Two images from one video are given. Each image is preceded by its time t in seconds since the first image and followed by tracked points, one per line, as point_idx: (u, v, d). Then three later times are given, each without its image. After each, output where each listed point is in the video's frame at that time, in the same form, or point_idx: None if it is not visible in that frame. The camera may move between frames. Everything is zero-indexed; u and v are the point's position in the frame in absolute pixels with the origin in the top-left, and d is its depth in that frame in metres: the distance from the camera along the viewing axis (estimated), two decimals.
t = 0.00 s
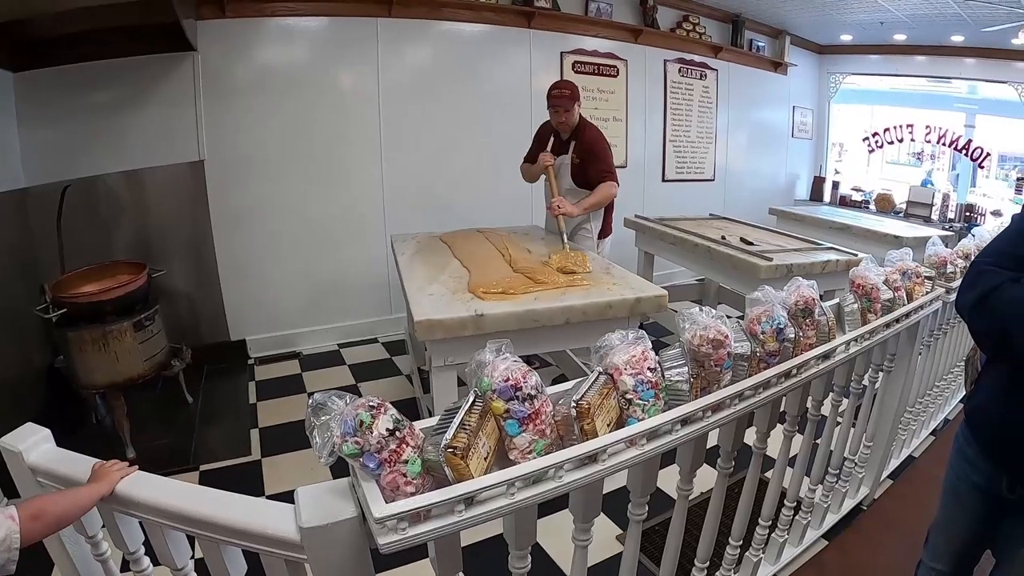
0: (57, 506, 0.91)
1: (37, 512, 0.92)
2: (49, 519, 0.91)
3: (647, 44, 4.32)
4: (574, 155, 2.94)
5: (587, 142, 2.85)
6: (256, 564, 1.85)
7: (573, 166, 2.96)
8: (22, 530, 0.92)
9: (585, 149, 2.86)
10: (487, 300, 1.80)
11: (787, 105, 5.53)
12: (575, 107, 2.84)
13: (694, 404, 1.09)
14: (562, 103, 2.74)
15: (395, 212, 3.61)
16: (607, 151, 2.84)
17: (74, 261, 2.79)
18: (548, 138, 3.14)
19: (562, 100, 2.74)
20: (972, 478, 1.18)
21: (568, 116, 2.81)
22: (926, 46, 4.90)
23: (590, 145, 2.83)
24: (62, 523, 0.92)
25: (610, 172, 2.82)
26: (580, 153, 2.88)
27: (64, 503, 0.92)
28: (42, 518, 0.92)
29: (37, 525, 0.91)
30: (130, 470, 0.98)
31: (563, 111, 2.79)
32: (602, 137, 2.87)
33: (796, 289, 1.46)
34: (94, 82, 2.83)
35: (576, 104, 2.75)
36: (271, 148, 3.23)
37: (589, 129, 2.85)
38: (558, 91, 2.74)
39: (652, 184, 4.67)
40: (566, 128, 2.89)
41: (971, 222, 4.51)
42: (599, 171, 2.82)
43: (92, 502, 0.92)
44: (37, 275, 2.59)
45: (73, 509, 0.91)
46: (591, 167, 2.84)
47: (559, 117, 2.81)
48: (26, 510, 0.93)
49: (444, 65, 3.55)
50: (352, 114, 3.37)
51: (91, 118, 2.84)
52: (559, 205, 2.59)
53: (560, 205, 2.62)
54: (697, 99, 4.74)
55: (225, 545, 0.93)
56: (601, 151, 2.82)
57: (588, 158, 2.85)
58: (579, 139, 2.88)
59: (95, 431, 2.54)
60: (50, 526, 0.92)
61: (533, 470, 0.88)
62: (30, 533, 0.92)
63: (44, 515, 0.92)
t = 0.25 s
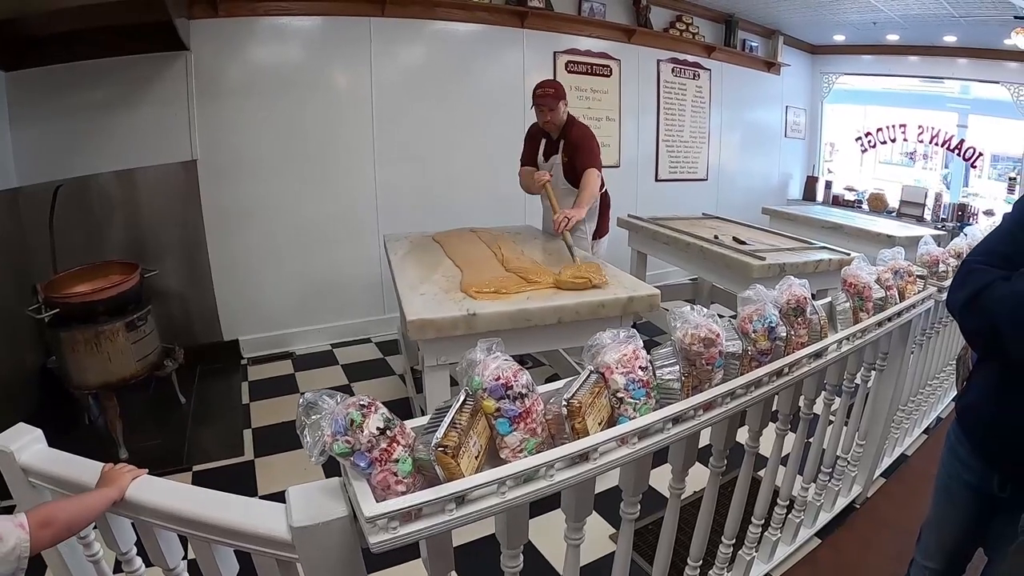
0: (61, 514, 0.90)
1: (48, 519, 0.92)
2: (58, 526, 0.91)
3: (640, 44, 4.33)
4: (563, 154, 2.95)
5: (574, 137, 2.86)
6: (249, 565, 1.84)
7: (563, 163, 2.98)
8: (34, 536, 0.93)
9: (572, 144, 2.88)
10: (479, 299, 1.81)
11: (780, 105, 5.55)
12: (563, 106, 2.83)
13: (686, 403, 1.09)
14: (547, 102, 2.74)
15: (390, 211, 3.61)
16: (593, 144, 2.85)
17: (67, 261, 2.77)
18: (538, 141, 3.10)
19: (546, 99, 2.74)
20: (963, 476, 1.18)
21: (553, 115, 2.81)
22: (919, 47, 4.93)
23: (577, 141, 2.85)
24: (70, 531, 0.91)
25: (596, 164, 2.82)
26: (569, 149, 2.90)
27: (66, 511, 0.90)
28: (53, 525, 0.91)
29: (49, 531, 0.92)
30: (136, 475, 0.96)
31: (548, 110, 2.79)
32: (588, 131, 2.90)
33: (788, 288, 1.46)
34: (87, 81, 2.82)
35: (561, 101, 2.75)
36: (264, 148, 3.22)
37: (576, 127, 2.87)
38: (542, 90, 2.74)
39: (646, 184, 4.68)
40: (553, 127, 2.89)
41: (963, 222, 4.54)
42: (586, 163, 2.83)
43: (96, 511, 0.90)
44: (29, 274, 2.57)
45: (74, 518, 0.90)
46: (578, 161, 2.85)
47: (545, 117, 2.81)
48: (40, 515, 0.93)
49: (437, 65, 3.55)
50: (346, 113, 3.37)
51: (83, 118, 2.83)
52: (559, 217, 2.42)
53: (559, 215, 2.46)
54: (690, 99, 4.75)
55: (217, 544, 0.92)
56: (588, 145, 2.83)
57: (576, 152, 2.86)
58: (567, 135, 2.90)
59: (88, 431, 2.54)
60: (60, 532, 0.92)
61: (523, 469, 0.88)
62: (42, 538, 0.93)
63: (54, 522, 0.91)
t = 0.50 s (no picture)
0: (60, 513, 0.90)
1: (47, 517, 0.92)
2: (58, 524, 0.92)
3: (639, 40, 4.32)
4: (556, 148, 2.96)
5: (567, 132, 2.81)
6: (248, 562, 1.85)
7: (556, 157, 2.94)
8: (33, 534, 0.93)
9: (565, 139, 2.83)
10: (478, 294, 1.81)
11: (780, 100, 5.54)
12: (558, 100, 2.87)
13: (686, 398, 1.09)
14: (538, 96, 2.79)
15: (389, 208, 3.60)
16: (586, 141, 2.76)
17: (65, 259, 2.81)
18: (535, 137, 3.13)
19: (537, 94, 2.80)
20: (963, 472, 1.18)
21: (545, 109, 2.85)
22: (919, 42, 4.92)
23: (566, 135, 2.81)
24: (70, 528, 0.92)
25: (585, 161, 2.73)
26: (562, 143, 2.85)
27: (66, 510, 0.90)
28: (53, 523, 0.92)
29: (49, 529, 0.92)
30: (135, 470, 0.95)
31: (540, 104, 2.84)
32: (582, 127, 2.82)
33: (788, 283, 1.45)
34: (85, 78, 2.81)
35: (552, 96, 2.77)
36: (263, 145, 3.22)
37: (569, 120, 2.85)
38: (534, 85, 2.79)
39: (645, 180, 4.67)
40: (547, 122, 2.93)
41: (962, 218, 4.54)
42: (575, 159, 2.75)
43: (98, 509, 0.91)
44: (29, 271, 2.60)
45: (77, 516, 0.90)
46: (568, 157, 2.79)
47: (537, 110, 2.86)
48: (37, 514, 0.93)
49: (436, 61, 3.54)
50: (345, 110, 3.36)
51: (81, 116, 2.82)
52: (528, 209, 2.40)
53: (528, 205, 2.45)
54: (689, 94, 4.74)
55: (216, 541, 0.92)
56: (577, 140, 2.75)
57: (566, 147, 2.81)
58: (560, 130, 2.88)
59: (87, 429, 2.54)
60: (62, 529, 0.92)
61: (523, 464, 0.88)
62: (42, 535, 0.93)
63: (53, 520, 0.92)
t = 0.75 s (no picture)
0: (59, 510, 0.91)
1: (43, 514, 0.92)
2: (54, 521, 0.91)
3: (637, 39, 4.32)
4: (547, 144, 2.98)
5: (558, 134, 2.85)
6: (248, 562, 1.85)
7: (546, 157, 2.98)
8: (27, 529, 0.93)
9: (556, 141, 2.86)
10: (476, 293, 1.81)
11: (777, 99, 5.54)
12: (552, 98, 2.89)
13: (685, 397, 1.09)
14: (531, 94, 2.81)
15: (387, 208, 3.60)
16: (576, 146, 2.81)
17: (64, 260, 2.78)
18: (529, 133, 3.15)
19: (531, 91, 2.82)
20: (962, 470, 1.18)
21: (538, 107, 2.87)
22: (916, 40, 4.93)
23: (558, 135, 2.85)
24: (66, 526, 0.92)
25: (573, 167, 2.79)
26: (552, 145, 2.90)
27: (66, 508, 0.90)
28: (48, 520, 0.91)
29: (44, 525, 0.92)
30: (136, 470, 0.96)
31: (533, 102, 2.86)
32: (574, 131, 2.85)
33: (786, 281, 1.46)
34: (82, 78, 2.80)
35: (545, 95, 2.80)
36: (261, 144, 3.21)
37: (564, 120, 2.88)
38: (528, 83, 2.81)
39: (643, 178, 4.68)
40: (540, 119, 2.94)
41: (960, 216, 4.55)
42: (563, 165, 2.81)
43: (99, 508, 0.91)
44: (27, 271, 2.58)
45: (77, 515, 0.90)
46: (556, 160, 2.85)
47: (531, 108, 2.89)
48: (33, 511, 0.93)
49: (433, 61, 3.53)
50: (343, 109, 3.36)
51: (79, 116, 2.82)
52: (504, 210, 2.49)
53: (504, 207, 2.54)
54: (687, 93, 4.74)
55: (216, 541, 0.92)
56: (569, 140, 2.81)
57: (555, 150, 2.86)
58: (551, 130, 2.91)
59: (86, 429, 2.53)
60: (56, 526, 0.92)
61: (523, 463, 0.88)
62: (35, 532, 0.92)
63: (49, 517, 0.91)
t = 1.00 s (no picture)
0: (59, 509, 0.90)
1: (42, 514, 0.91)
2: (52, 520, 0.91)
3: (636, 36, 4.32)
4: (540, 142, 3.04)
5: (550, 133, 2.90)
6: (248, 560, 1.84)
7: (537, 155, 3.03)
8: (24, 529, 0.92)
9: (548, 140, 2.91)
10: (476, 291, 1.81)
11: (776, 97, 5.54)
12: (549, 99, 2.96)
13: (686, 395, 1.09)
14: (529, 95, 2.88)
15: (386, 206, 3.60)
16: (569, 147, 2.87)
17: (62, 259, 2.75)
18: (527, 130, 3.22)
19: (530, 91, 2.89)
20: (962, 467, 1.18)
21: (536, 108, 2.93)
22: (916, 38, 4.93)
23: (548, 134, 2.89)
24: (65, 525, 0.91)
25: (562, 167, 2.85)
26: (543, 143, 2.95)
27: (66, 507, 0.90)
28: (46, 520, 0.91)
29: (42, 525, 0.91)
30: (136, 469, 0.96)
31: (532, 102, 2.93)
32: (569, 133, 2.90)
33: (787, 279, 1.45)
34: (80, 75, 2.78)
35: (542, 97, 2.86)
36: (259, 142, 3.20)
37: (557, 119, 2.91)
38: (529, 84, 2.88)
39: (642, 176, 4.67)
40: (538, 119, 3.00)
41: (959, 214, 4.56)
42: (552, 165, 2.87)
43: (99, 507, 0.91)
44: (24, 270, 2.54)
45: (77, 514, 0.90)
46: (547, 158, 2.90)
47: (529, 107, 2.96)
48: (30, 511, 0.92)
49: (432, 59, 3.53)
50: (341, 107, 3.35)
51: (76, 113, 2.80)
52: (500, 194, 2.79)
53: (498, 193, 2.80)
54: (686, 91, 4.74)
55: (216, 540, 0.92)
56: (559, 139, 2.86)
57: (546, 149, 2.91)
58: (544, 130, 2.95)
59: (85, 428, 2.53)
60: (55, 526, 0.91)
61: (525, 462, 0.87)
62: (33, 532, 0.92)
63: (47, 516, 0.91)
